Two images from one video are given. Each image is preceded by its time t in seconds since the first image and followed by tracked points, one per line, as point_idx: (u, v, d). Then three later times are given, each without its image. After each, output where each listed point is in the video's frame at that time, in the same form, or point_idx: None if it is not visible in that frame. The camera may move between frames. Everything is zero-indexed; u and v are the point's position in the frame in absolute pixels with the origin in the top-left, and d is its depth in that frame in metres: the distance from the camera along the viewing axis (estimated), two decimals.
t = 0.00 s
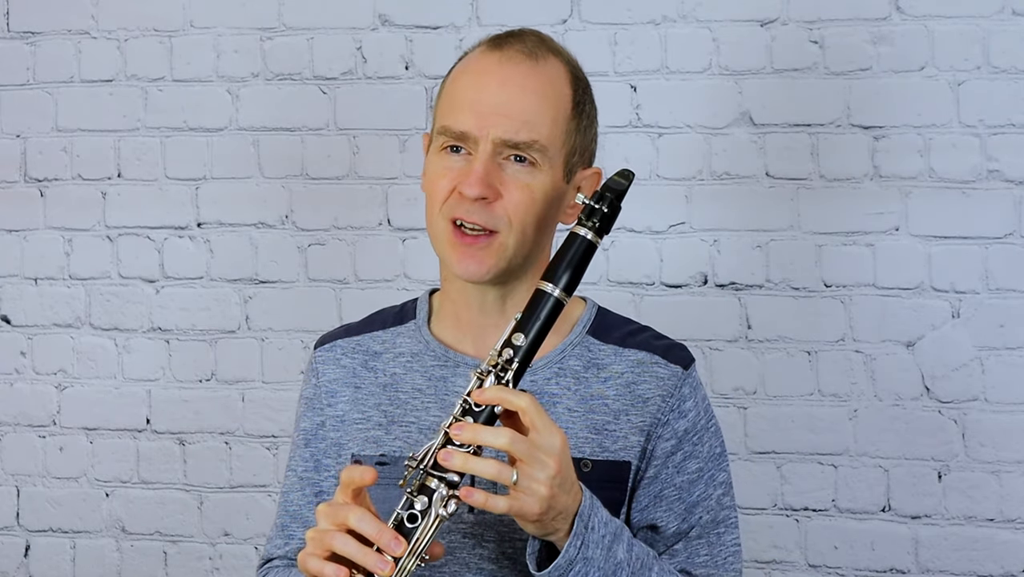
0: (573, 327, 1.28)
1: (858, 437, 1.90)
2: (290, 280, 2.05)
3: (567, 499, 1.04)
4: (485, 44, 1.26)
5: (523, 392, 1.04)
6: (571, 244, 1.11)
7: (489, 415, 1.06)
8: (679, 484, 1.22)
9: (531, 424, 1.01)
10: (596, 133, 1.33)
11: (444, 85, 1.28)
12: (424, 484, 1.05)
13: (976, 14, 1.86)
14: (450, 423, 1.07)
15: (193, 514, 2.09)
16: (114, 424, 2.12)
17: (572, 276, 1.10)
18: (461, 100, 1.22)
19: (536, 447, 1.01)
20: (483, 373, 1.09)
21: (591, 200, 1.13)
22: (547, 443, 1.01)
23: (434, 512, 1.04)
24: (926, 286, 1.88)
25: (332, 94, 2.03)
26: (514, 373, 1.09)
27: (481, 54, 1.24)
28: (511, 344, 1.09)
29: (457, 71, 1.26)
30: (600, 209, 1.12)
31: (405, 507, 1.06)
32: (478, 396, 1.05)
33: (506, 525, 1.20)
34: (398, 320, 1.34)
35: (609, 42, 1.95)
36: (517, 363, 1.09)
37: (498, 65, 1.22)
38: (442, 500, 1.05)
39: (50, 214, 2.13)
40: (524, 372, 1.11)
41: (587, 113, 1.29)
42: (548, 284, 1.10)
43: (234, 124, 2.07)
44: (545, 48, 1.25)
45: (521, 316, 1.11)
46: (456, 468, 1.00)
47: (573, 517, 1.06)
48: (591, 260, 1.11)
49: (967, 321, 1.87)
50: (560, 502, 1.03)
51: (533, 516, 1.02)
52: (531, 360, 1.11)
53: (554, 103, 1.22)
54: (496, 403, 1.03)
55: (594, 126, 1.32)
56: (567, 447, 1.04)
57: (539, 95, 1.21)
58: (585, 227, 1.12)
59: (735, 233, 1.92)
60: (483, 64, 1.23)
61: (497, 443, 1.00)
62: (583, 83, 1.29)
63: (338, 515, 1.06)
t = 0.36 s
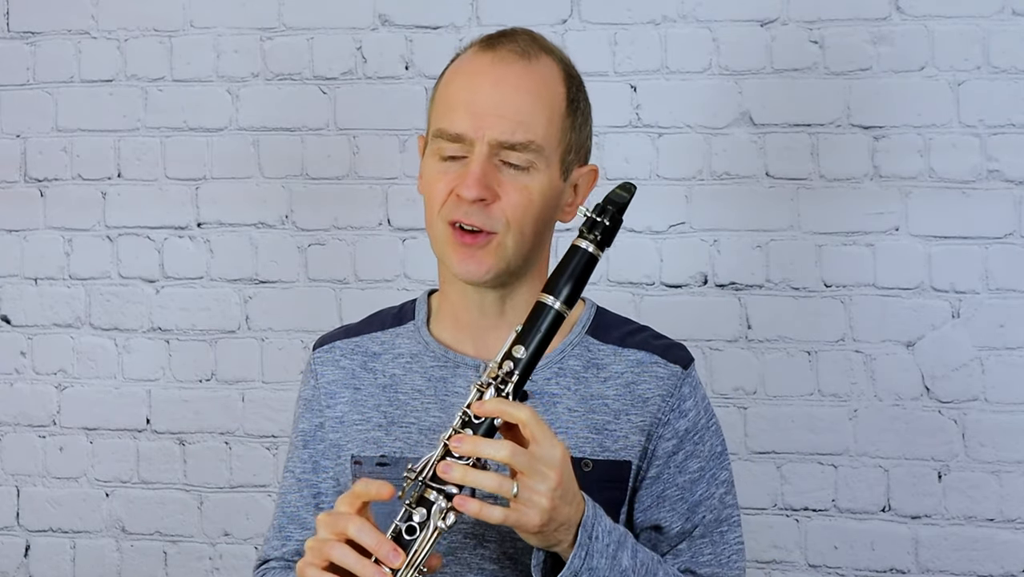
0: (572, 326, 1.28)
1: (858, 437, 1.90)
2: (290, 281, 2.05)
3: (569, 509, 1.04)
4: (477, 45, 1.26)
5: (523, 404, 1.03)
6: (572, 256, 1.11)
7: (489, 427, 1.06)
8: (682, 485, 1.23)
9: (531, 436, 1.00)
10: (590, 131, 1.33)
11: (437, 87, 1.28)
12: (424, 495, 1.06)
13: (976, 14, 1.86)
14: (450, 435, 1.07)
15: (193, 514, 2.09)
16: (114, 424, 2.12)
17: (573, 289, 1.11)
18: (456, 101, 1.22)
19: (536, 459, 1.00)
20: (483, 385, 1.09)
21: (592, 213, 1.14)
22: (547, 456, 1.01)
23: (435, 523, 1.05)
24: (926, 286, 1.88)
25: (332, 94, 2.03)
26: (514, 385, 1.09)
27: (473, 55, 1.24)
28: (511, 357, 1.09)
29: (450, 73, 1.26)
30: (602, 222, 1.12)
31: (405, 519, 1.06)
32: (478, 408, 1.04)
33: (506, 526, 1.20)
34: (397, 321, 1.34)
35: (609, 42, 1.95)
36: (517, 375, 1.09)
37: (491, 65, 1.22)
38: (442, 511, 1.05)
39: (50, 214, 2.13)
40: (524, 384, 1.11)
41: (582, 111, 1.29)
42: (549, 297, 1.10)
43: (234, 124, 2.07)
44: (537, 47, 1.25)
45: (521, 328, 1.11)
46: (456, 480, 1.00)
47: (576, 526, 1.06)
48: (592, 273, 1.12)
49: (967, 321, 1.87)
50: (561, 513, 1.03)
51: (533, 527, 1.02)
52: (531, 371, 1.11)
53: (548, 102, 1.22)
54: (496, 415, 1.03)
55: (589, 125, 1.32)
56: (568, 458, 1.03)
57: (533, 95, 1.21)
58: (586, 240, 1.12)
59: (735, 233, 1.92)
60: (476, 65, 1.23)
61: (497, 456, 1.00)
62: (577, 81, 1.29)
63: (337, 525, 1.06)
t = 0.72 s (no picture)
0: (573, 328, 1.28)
1: (858, 438, 1.90)
2: (290, 280, 2.05)
3: (579, 521, 1.05)
4: (464, 46, 1.26)
5: (539, 414, 1.04)
6: (589, 273, 1.13)
7: (504, 434, 1.06)
8: (688, 490, 1.23)
9: (545, 445, 1.01)
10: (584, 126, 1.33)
11: (427, 90, 1.28)
12: (438, 500, 1.06)
13: (976, 14, 1.86)
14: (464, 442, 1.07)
15: (193, 514, 2.09)
16: (114, 424, 2.12)
17: (588, 306, 1.12)
18: (446, 103, 1.22)
19: (551, 468, 1.01)
20: (497, 397, 1.10)
21: (607, 236, 1.16)
22: (562, 466, 1.02)
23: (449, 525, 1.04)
24: (926, 285, 1.87)
25: (332, 94, 2.03)
26: (529, 397, 1.09)
27: (461, 56, 1.24)
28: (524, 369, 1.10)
29: (439, 75, 1.26)
30: (617, 243, 1.15)
31: (418, 521, 1.06)
32: (494, 416, 1.05)
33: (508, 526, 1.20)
34: (397, 322, 1.34)
35: (609, 42, 1.95)
36: (532, 386, 1.09)
37: (479, 65, 1.22)
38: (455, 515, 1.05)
39: (50, 214, 2.13)
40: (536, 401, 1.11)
41: (574, 106, 1.29)
42: (565, 312, 1.12)
43: (234, 124, 2.07)
44: (525, 44, 1.25)
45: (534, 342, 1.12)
46: (471, 484, 1.01)
47: (585, 539, 1.07)
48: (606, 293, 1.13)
49: (967, 321, 1.86)
50: (572, 525, 1.04)
51: (545, 537, 1.03)
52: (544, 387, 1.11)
53: (539, 99, 1.22)
54: (511, 423, 1.03)
55: (582, 119, 1.32)
56: (581, 469, 1.04)
57: (523, 93, 1.21)
58: (601, 259, 1.15)
59: (735, 233, 1.92)
60: (464, 65, 1.23)
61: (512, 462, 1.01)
62: (567, 77, 1.28)
63: (351, 527, 1.06)
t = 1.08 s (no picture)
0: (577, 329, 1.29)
1: (859, 438, 1.90)
2: (290, 281, 2.05)
3: (589, 501, 1.05)
4: (462, 48, 1.26)
5: (550, 391, 1.04)
6: (606, 259, 1.15)
7: (515, 410, 1.08)
8: (688, 490, 1.23)
9: (556, 421, 1.02)
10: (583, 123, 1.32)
11: (426, 94, 1.28)
12: (446, 472, 1.06)
13: (976, 14, 1.86)
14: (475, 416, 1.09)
15: (193, 514, 2.10)
16: (114, 424, 2.12)
17: (603, 290, 1.14)
18: (447, 109, 1.22)
19: (562, 444, 1.01)
20: (510, 373, 1.11)
21: (623, 225, 1.19)
22: (572, 443, 1.02)
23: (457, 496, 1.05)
24: (926, 285, 1.87)
25: (332, 94, 2.03)
26: (541, 374, 1.10)
27: (459, 59, 1.24)
28: (539, 348, 1.11)
29: (438, 79, 1.26)
30: (634, 231, 1.18)
31: (426, 492, 1.06)
32: (505, 392, 1.05)
33: (509, 526, 1.20)
34: (401, 323, 1.34)
35: (609, 42, 1.95)
36: (546, 364, 1.10)
37: (478, 68, 1.22)
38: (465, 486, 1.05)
39: (50, 214, 2.13)
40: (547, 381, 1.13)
41: (574, 104, 1.29)
42: (582, 295, 1.14)
43: (234, 124, 2.07)
44: (522, 45, 1.24)
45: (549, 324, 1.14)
46: (481, 458, 1.00)
47: (593, 521, 1.07)
48: (620, 280, 1.16)
49: (967, 321, 1.86)
50: (582, 504, 1.04)
51: (553, 514, 1.03)
52: (556, 367, 1.13)
53: (540, 100, 1.22)
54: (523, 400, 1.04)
55: (581, 116, 1.32)
56: (590, 449, 1.04)
57: (523, 96, 1.21)
58: (617, 246, 1.17)
59: (735, 233, 1.92)
60: (463, 68, 1.23)
61: (523, 437, 1.00)
62: (565, 75, 1.28)
63: (357, 496, 1.05)
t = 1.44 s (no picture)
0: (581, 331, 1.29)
1: (858, 438, 1.90)
2: (290, 281, 2.05)
3: (602, 475, 1.05)
4: (449, 53, 1.26)
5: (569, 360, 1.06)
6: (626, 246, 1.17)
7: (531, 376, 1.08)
8: (690, 489, 1.22)
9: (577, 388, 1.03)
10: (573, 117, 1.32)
11: (418, 102, 1.28)
12: (459, 431, 1.08)
13: (976, 14, 1.86)
14: (492, 380, 1.11)
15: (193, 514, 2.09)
16: (114, 424, 2.12)
17: (621, 275, 1.16)
18: (443, 115, 1.22)
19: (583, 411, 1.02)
20: (527, 343, 1.12)
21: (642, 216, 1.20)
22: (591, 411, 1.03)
23: (469, 451, 1.06)
24: (926, 285, 1.88)
25: (332, 94, 2.03)
26: (558, 346, 1.12)
27: (448, 65, 1.24)
28: (556, 322, 1.13)
29: (429, 86, 1.25)
30: (654, 222, 1.19)
31: (437, 447, 1.07)
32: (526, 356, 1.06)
33: (511, 525, 1.20)
34: (406, 324, 1.34)
35: (609, 42, 1.95)
36: (562, 337, 1.12)
37: (469, 72, 1.22)
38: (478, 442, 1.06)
39: (49, 214, 2.13)
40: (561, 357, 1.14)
41: (564, 99, 1.29)
42: (601, 277, 1.15)
43: (234, 124, 2.07)
44: (509, 45, 1.25)
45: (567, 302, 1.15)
46: (508, 411, 1.00)
47: (604, 499, 1.07)
48: (637, 270, 1.17)
49: (967, 321, 1.87)
50: (596, 476, 1.04)
51: (569, 481, 1.02)
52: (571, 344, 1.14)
53: (532, 98, 1.22)
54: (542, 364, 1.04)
55: (571, 111, 1.32)
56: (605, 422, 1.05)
57: (517, 95, 1.21)
58: (636, 236, 1.18)
59: (735, 233, 1.92)
60: (453, 73, 1.23)
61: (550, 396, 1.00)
62: (553, 71, 1.28)
63: (362, 447, 1.06)
